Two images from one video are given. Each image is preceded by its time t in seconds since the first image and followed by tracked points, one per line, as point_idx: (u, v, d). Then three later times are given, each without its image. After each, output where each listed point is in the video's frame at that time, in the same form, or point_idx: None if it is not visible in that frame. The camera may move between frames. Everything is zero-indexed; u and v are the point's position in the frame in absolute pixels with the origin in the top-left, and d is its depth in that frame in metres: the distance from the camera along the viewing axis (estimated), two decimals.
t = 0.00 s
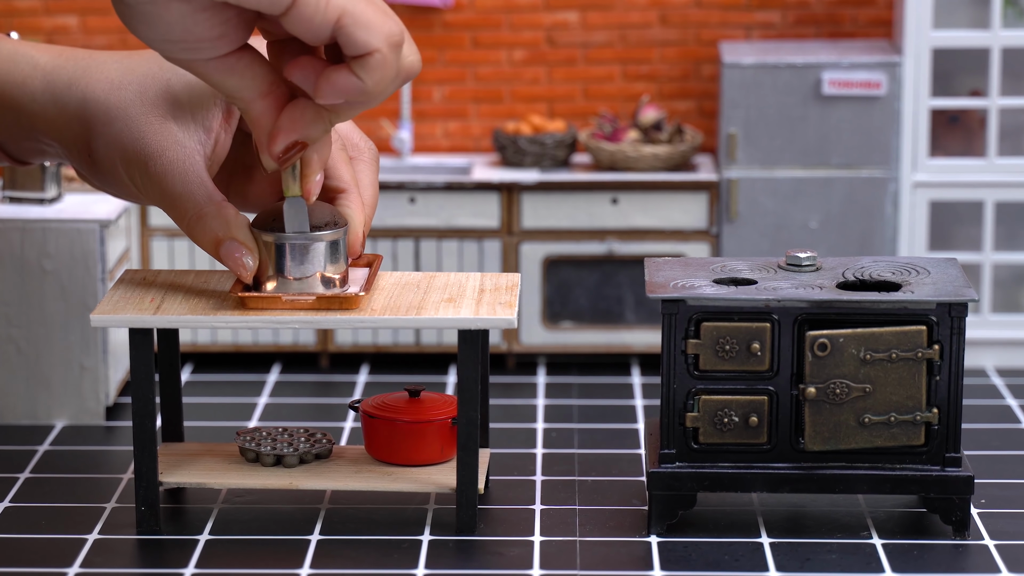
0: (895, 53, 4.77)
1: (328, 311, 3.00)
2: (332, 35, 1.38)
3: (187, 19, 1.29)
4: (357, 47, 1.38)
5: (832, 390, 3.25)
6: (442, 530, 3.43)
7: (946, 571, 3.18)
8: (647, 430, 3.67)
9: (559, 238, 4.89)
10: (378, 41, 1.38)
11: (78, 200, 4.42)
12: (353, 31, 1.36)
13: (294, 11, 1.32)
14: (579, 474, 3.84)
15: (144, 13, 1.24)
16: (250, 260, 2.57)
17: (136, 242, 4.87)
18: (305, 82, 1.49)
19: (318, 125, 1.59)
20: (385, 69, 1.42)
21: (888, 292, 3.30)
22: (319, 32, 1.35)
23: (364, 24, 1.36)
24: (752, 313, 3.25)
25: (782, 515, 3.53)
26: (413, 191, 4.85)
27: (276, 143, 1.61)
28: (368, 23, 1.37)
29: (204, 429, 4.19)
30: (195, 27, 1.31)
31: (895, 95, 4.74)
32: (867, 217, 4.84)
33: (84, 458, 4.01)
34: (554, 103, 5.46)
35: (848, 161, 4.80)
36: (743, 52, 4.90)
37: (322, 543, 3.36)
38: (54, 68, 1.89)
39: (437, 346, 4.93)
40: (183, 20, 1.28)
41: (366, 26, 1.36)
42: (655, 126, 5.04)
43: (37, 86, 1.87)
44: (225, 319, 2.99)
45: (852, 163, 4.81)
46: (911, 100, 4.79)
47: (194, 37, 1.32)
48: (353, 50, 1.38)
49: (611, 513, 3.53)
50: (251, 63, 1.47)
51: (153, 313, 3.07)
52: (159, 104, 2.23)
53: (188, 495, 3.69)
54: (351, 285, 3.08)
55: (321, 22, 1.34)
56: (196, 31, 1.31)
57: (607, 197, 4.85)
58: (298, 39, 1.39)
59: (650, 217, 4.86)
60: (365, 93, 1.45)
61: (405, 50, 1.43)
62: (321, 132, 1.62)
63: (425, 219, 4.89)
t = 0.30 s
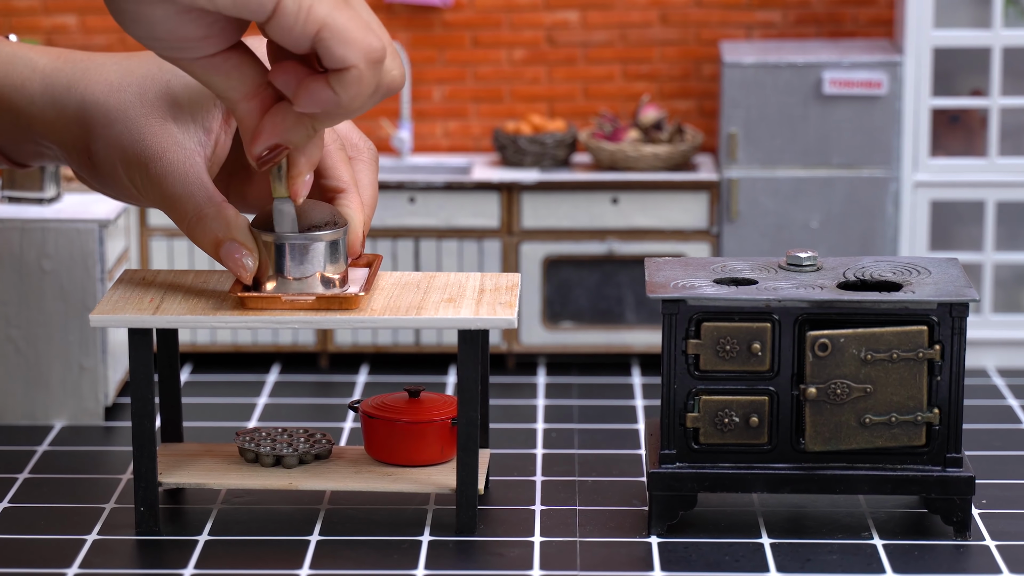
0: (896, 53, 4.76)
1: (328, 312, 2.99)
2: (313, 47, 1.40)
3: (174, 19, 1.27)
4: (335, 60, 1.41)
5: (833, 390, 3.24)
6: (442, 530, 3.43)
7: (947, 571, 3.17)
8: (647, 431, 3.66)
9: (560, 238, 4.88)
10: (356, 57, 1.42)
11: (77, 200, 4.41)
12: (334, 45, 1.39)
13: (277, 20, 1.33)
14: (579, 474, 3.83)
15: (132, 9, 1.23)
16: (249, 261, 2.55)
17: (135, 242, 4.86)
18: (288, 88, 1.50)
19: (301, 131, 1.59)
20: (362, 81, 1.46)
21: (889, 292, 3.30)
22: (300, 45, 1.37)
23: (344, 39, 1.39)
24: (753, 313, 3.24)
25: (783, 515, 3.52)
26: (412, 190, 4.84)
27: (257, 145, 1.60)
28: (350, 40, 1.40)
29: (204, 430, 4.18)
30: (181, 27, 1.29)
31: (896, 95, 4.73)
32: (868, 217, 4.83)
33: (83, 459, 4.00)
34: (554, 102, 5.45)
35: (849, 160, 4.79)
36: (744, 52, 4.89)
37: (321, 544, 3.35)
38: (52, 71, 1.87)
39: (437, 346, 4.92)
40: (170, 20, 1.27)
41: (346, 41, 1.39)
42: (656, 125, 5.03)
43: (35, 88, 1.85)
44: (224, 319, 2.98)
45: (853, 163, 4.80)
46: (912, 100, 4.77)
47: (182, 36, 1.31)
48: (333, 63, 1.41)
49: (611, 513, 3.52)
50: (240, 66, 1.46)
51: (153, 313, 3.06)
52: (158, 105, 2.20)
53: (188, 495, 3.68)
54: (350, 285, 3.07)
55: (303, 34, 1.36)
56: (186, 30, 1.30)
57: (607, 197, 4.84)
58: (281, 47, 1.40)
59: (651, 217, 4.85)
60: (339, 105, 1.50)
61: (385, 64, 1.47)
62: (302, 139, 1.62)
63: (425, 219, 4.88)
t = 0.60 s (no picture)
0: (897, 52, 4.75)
1: (327, 312, 2.98)
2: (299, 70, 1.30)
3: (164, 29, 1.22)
4: (309, 89, 1.02)
5: (834, 391, 3.23)
6: (441, 531, 3.42)
7: (948, 572, 3.16)
8: (647, 432, 3.65)
9: (560, 238, 4.87)
10: (332, 86, 1.03)
11: (76, 200, 4.40)
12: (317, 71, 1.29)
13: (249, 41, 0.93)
14: (579, 475, 3.82)
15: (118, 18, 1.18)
16: (247, 260, 2.56)
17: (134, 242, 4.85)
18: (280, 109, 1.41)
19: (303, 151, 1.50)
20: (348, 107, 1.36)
21: (890, 292, 3.28)
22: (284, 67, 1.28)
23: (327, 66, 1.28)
24: (754, 313, 3.23)
25: (783, 516, 3.51)
26: (412, 190, 4.83)
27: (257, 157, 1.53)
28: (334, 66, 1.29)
29: (203, 431, 4.17)
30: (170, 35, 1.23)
31: (897, 94, 4.72)
32: (869, 216, 4.82)
33: (82, 459, 3.98)
34: (554, 102, 5.44)
35: (849, 160, 4.78)
36: (744, 51, 4.88)
37: (321, 545, 3.34)
38: (54, 68, 1.71)
39: (437, 346, 4.91)
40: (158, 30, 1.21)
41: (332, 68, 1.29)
42: (656, 125, 5.02)
43: (37, 87, 1.69)
44: (223, 319, 2.97)
45: (854, 163, 4.79)
46: (913, 99, 4.76)
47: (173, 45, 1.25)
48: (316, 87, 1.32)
49: (612, 514, 3.51)
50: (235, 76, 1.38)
51: (151, 312, 3.04)
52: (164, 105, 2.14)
53: (186, 496, 3.67)
54: (349, 285, 3.06)
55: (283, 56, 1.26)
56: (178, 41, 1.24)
57: (607, 196, 4.83)
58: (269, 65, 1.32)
59: (651, 217, 4.83)
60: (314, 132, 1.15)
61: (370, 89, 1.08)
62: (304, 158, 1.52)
63: (425, 219, 4.87)
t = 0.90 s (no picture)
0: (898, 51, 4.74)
1: (326, 312, 2.97)
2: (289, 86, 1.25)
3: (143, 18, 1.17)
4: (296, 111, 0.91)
5: (834, 391, 3.22)
6: (441, 531, 3.41)
7: (949, 573, 3.15)
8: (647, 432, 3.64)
9: (560, 238, 4.86)
10: (322, 110, 0.92)
11: (75, 200, 4.39)
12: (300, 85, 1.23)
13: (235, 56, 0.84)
14: (579, 475, 3.81)
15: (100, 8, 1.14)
16: (247, 260, 2.56)
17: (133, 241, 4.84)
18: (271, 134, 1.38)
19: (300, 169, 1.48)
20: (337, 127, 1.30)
21: (890, 292, 3.27)
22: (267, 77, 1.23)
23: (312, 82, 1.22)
24: (754, 313, 3.22)
25: (784, 516, 3.50)
26: (412, 189, 4.82)
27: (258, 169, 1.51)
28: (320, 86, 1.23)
29: (202, 431, 4.16)
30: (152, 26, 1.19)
31: (898, 94, 4.71)
32: (870, 217, 4.82)
33: (81, 460, 3.97)
34: (554, 102, 5.43)
35: (850, 160, 4.78)
36: (745, 51, 4.87)
37: (320, 545, 3.33)
38: (53, 67, 1.70)
39: (437, 346, 4.91)
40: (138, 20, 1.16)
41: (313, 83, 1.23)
42: (656, 125, 5.01)
43: (38, 86, 1.67)
44: (222, 320, 2.96)
45: (855, 162, 4.78)
46: (914, 98, 4.75)
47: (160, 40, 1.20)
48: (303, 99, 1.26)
49: (612, 515, 3.50)
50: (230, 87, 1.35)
51: (151, 312, 3.03)
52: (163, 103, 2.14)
53: (186, 496, 3.66)
54: (349, 285, 3.05)
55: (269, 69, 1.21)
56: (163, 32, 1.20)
57: (608, 196, 4.82)
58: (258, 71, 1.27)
59: (651, 217, 4.83)
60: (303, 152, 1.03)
61: (365, 109, 0.96)
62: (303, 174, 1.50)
63: (425, 219, 4.86)
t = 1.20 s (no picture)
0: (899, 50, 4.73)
1: (326, 312, 2.96)
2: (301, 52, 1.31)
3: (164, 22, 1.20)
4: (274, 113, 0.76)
5: (836, 391, 3.22)
6: (441, 532, 3.39)
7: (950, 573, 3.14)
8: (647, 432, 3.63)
9: (560, 238, 4.86)
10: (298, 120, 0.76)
11: (74, 200, 4.38)
12: (315, 47, 1.29)
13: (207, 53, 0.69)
14: (580, 476, 3.80)
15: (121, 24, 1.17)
16: (246, 262, 2.52)
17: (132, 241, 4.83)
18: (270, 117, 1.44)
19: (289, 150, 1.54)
20: (351, 85, 1.36)
21: (891, 292, 3.27)
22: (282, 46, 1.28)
23: (327, 41, 1.29)
24: (755, 313, 3.21)
25: (785, 517, 3.49)
26: (412, 189, 4.82)
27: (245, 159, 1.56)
28: (335, 41, 1.29)
29: (201, 432, 4.15)
30: (170, 26, 1.21)
31: (899, 93, 4.70)
32: (870, 217, 4.81)
33: (80, 460, 3.96)
34: (554, 101, 5.42)
35: (851, 159, 4.77)
36: (745, 50, 4.86)
37: (320, 546, 3.32)
38: (57, 60, 1.89)
39: (436, 346, 4.90)
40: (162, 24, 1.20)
41: (328, 42, 1.29)
42: (657, 124, 5.01)
43: (42, 78, 1.88)
44: (221, 319, 2.95)
45: (856, 162, 4.77)
46: (915, 98, 4.74)
47: (178, 42, 1.24)
48: (317, 62, 1.31)
49: (612, 515, 3.49)
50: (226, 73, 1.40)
51: (150, 312, 3.02)
52: (170, 98, 2.12)
53: (185, 497, 3.65)
54: (349, 285, 3.04)
55: (285, 37, 1.26)
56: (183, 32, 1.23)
57: (608, 195, 4.81)
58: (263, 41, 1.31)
59: (652, 217, 4.82)
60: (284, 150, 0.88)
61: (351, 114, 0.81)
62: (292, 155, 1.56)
63: (425, 218, 4.85)
